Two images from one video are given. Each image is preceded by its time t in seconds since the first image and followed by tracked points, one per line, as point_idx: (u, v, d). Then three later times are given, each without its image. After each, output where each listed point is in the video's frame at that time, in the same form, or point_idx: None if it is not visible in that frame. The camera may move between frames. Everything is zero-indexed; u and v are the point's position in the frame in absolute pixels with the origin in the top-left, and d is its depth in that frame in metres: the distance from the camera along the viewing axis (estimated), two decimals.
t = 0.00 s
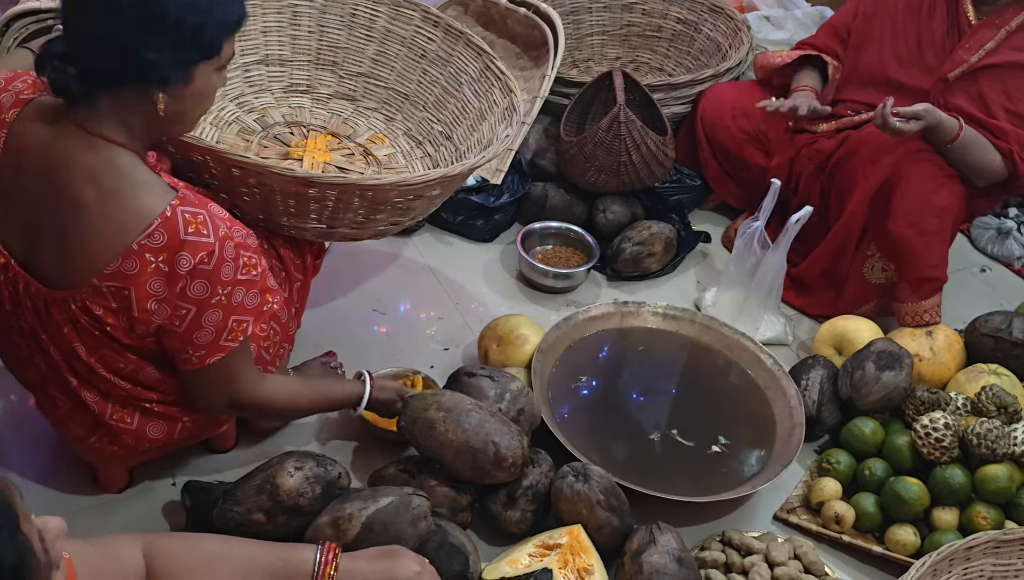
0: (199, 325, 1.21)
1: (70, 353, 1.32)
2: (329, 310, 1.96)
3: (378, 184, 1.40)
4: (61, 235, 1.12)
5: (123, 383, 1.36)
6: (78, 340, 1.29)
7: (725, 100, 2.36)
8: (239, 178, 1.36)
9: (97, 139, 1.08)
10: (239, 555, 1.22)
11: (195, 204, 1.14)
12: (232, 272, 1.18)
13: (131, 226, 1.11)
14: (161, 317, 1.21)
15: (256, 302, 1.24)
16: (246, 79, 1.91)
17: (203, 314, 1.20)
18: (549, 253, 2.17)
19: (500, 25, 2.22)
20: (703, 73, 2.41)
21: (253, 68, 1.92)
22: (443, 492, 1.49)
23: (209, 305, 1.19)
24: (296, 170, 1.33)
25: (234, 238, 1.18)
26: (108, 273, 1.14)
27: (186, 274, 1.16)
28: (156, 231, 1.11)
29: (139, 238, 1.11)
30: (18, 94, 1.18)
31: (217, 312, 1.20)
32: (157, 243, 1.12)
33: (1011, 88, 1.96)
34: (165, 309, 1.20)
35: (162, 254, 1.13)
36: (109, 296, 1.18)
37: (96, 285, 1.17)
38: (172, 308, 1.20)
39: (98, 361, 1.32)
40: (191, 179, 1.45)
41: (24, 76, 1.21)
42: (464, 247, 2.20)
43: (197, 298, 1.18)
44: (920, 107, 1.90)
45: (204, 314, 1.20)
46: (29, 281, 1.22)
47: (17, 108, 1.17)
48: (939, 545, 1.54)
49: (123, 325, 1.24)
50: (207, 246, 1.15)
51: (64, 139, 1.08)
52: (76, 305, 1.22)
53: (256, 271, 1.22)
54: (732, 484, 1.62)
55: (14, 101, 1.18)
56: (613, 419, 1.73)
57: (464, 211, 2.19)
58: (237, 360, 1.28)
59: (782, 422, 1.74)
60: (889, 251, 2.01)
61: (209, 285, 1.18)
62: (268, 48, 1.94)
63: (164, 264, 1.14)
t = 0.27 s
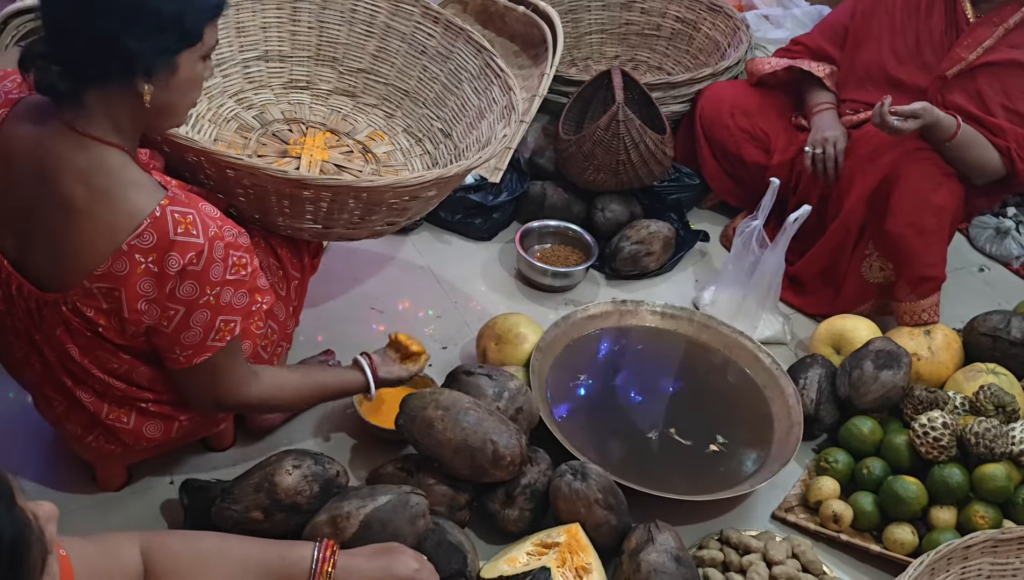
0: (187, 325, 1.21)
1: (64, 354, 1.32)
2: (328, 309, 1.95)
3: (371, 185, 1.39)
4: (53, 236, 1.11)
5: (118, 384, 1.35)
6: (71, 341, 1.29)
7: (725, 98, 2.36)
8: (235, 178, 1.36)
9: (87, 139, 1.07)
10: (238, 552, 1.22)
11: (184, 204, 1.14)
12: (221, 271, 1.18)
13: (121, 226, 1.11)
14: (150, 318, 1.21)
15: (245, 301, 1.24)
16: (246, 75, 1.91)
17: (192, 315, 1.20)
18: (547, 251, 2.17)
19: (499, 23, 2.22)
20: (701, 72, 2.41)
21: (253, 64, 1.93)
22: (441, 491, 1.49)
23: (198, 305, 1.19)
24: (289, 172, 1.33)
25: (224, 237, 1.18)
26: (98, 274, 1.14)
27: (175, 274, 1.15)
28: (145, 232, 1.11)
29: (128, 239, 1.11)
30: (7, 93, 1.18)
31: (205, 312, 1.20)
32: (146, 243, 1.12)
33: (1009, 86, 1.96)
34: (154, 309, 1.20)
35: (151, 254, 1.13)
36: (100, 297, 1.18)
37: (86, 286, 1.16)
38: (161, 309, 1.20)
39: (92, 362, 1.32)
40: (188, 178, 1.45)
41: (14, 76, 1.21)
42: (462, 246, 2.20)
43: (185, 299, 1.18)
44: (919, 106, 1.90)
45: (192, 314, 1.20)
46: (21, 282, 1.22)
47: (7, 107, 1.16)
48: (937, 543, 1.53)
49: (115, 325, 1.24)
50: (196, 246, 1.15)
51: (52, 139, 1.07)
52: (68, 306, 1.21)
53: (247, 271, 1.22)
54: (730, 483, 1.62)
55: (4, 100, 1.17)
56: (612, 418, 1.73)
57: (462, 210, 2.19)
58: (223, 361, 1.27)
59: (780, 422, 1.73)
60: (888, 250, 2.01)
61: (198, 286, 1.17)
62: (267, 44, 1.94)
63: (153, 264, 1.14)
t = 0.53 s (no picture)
0: (200, 294, 1.15)
1: (66, 347, 1.32)
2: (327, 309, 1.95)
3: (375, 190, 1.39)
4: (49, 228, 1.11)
5: (119, 376, 1.35)
6: (72, 333, 1.29)
7: (725, 97, 2.36)
8: (235, 181, 1.36)
9: (79, 128, 1.08)
10: (237, 551, 1.22)
11: (173, 175, 1.11)
12: (221, 236, 1.12)
13: (114, 209, 1.09)
14: (160, 292, 1.17)
15: (260, 268, 1.16)
16: (247, 71, 1.91)
17: (200, 286, 1.14)
18: (546, 251, 2.17)
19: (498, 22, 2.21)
20: (701, 72, 2.41)
21: (255, 60, 1.92)
22: (440, 490, 1.49)
23: (205, 273, 1.13)
24: (290, 177, 1.33)
25: (219, 205, 1.14)
26: (98, 255, 1.13)
27: (172, 243, 1.11)
28: (135, 206, 1.09)
29: (121, 216, 1.09)
30: None
31: (216, 279, 1.14)
32: (138, 218, 1.10)
33: (1009, 84, 1.96)
34: (157, 286, 1.16)
35: (146, 228, 1.11)
36: (103, 279, 1.17)
37: (87, 270, 1.15)
38: (169, 281, 1.16)
39: (94, 353, 1.32)
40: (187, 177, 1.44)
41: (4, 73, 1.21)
42: (462, 245, 2.20)
43: (191, 266, 1.13)
44: (919, 106, 1.90)
45: (201, 282, 1.14)
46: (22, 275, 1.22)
47: None
48: (936, 543, 1.54)
49: (116, 314, 1.23)
50: (188, 213, 1.10)
51: (49, 131, 1.08)
52: (69, 295, 1.21)
53: (252, 238, 1.15)
54: (730, 483, 1.62)
55: None
56: (611, 417, 1.73)
57: (461, 209, 2.19)
58: (251, 333, 1.20)
59: (779, 420, 1.74)
60: (887, 250, 2.01)
61: (199, 252, 1.12)
62: (269, 39, 1.94)
63: (150, 237, 1.11)
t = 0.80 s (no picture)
0: (247, 190, 1.17)
1: (77, 337, 1.30)
2: (326, 309, 1.95)
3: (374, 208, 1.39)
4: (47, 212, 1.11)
5: (134, 359, 1.34)
6: (92, 312, 1.26)
7: (724, 96, 2.36)
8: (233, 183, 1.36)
9: (69, 109, 1.07)
10: (236, 550, 1.22)
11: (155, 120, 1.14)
12: (228, 137, 1.15)
13: (114, 170, 1.11)
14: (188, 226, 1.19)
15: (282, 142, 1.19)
16: (262, 60, 1.96)
17: (241, 185, 1.16)
18: (545, 250, 2.17)
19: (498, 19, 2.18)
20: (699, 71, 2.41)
21: (268, 48, 1.96)
22: (438, 489, 1.48)
23: (236, 170, 1.15)
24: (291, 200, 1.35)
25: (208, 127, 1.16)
26: (113, 217, 1.15)
27: (185, 174, 1.14)
28: (135, 158, 1.11)
29: (126, 172, 1.11)
30: None
31: (250, 169, 1.16)
32: (142, 169, 1.12)
33: (1007, 84, 1.96)
34: (187, 220, 1.18)
35: (154, 175, 1.13)
36: (126, 239, 1.18)
37: (105, 234, 1.17)
38: (198, 208, 1.17)
39: (111, 333, 1.30)
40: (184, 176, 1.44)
41: None
42: (460, 244, 2.20)
43: (221, 175, 1.15)
44: (917, 106, 1.90)
45: (240, 180, 1.16)
46: (27, 266, 1.20)
47: None
48: (934, 542, 1.54)
49: (144, 272, 1.23)
50: (185, 141, 1.13)
51: (41, 121, 1.06)
52: (91, 265, 1.20)
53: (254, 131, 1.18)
54: (727, 483, 1.62)
55: None
56: (609, 417, 1.73)
57: (460, 209, 2.20)
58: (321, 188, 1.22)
59: (778, 420, 1.74)
60: (886, 249, 2.01)
61: (219, 160, 1.14)
62: (281, 25, 1.97)
63: (160, 182, 1.13)
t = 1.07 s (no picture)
0: (254, 152, 1.24)
1: (90, 320, 1.30)
2: (325, 309, 1.95)
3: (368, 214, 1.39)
4: (59, 191, 1.12)
5: (153, 339, 1.33)
6: (110, 289, 1.26)
7: (723, 97, 2.36)
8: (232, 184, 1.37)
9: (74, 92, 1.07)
10: (235, 550, 1.22)
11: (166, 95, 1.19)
12: (235, 105, 1.23)
13: (131, 140, 1.14)
14: (202, 192, 1.24)
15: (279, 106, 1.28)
16: (275, 55, 1.92)
17: (249, 147, 1.24)
18: (544, 250, 2.17)
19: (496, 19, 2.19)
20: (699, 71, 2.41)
21: (281, 43, 1.93)
22: (437, 489, 1.49)
23: (247, 134, 1.22)
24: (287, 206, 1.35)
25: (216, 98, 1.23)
26: (134, 187, 1.18)
27: (202, 141, 1.19)
28: (155, 127, 1.15)
29: (146, 142, 1.15)
30: None
31: (258, 131, 1.23)
32: (162, 137, 1.16)
33: (1006, 84, 1.96)
34: (201, 185, 1.23)
35: (174, 143, 1.17)
36: (145, 210, 1.21)
37: (126, 206, 1.19)
38: (212, 173, 1.23)
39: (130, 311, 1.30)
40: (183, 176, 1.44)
41: None
42: (460, 244, 2.20)
43: (233, 138, 1.22)
44: (915, 106, 1.90)
45: (250, 142, 1.23)
46: (40, 252, 1.21)
47: None
48: (933, 542, 1.54)
49: (164, 243, 1.24)
50: (201, 108, 1.19)
51: (49, 108, 1.06)
52: (110, 238, 1.21)
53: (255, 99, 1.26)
54: (725, 483, 1.62)
55: None
56: (608, 417, 1.73)
57: (460, 209, 2.20)
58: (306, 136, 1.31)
59: (776, 420, 1.74)
60: (884, 249, 2.02)
61: (231, 124, 1.21)
62: (295, 19, 1.93)
63: (179, 150, 1.18)
